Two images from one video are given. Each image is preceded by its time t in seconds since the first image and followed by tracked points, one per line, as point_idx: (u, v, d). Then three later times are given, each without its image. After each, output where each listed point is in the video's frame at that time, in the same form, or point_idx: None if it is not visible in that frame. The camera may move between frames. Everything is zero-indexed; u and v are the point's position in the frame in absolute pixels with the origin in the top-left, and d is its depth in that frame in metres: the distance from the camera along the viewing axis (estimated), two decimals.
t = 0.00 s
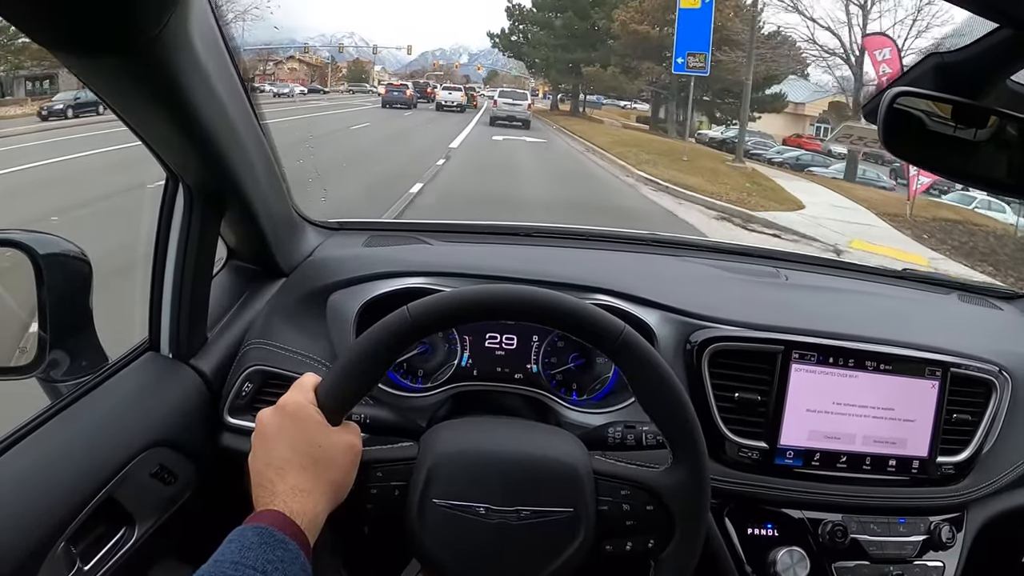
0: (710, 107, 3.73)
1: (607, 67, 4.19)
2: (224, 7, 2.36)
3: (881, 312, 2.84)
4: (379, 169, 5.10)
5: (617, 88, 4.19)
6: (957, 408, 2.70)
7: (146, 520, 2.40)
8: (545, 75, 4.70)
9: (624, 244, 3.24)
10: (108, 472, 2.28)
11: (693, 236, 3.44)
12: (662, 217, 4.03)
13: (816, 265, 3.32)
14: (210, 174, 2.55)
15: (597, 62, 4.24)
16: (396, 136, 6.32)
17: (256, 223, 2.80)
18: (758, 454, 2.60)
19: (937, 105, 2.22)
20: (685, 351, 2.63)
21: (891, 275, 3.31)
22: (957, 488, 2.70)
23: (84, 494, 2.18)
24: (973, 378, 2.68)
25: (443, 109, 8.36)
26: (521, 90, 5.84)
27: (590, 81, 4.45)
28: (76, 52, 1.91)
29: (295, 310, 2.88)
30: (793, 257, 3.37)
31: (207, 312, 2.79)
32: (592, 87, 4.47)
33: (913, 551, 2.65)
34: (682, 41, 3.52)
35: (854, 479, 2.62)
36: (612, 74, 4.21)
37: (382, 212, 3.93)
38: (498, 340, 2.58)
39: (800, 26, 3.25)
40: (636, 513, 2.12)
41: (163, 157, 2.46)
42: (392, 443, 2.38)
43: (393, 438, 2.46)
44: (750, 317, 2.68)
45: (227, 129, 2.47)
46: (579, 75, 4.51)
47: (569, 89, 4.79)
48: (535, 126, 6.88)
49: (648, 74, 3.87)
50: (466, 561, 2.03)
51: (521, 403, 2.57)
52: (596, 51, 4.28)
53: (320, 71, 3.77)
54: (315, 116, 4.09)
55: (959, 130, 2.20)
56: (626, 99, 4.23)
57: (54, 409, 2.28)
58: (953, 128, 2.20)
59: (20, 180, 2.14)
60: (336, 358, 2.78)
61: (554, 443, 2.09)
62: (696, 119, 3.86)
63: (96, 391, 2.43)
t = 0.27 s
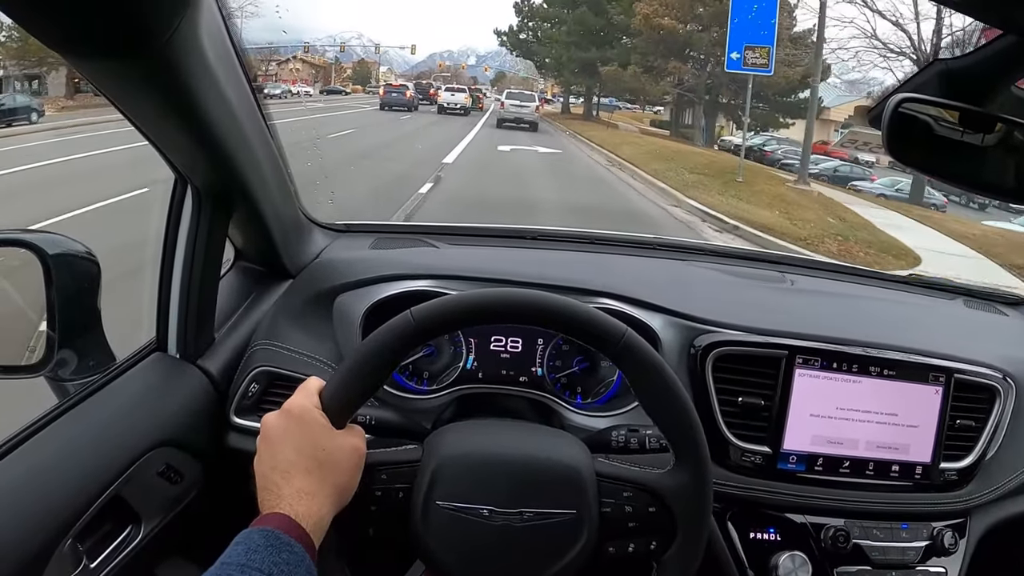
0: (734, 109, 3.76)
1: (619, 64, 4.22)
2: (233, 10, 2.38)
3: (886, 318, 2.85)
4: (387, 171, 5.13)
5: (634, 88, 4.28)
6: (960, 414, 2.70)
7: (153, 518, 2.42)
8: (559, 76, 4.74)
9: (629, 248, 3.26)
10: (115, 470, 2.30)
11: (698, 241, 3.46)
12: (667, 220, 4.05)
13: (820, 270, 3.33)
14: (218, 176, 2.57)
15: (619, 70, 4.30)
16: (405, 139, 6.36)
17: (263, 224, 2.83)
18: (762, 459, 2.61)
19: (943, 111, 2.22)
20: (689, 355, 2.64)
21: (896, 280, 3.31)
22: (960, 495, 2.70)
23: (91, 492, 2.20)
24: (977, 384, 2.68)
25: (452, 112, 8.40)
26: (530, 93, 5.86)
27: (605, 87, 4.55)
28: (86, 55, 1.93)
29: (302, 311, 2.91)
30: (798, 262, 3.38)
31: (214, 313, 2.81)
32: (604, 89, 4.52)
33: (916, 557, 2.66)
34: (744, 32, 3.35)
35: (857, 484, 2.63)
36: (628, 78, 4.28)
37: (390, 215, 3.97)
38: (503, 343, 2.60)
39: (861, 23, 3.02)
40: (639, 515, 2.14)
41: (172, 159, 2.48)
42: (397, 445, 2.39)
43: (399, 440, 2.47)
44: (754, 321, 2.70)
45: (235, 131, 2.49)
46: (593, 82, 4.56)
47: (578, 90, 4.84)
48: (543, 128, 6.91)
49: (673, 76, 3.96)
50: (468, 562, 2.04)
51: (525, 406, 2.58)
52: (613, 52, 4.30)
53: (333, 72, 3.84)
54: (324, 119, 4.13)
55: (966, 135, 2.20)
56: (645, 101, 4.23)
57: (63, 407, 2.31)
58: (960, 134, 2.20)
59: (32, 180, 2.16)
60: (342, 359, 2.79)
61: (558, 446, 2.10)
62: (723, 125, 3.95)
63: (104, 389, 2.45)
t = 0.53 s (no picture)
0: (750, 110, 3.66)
1: (612, 67, 4.22)
2: (236, 8, 2.38)
3: (892, 318, 2.83)
4: (393, 172, 5.13)
5: (654, 89, 3.97)
6: (967, 415, 2.69)
7: (157, 516, 2.41)
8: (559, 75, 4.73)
9: (635, 247, 3.26)
10: (120, 468, 2.30)
11: (703, 241, 3.45)
12: (672, 222, 4.03)
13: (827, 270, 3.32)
14: (222, 174, 2.57)
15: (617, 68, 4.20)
16: (410, 140, 6.36)
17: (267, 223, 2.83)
18: (767, 459, 2.60)
19: (949, 109, 2.21)
20: (694, 355, 2.63)
21: (903, 280, 3.30)
22: (967, 495, 2.69)
23: (95, 490, 2.20)
24: (984, 384, 2.67)
25: (457, 114, 8.40)
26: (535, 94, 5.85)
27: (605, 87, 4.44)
28: (90, 54, 1.93)
29: (306, 310, 2.91)
30: (804, 262, 3.36)
31: (219, 312, 2.82)
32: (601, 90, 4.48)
33: (921, 558, 2.66)
34: (842, 23, 2.85)
35: (862, 484, 2.62)
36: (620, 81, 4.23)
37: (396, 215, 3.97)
38: (508, 342, 2.59)
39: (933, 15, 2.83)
40: (643, 514, 2.12)
41: (176, 157, 2.48)
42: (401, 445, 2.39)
43: (403, 439, 2.47)
44: (759, 322, 2.69)
45: (239, 129, 2.49)
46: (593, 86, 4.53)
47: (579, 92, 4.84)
48: (547, 130, 6.90)
49: (697, 74, 3.72)
50: (472, 562, 2.03)
51: (530, 405, 2.57)
52: (629, 51, 4.03)
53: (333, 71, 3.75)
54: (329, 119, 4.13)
55: (974, 134, 2.18)
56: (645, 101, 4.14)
57: (67, 405, 2.31)
58: (968, 132, 2.19)
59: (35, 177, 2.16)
60: (346, 358, 2.79)
61: (562, 445, 2.09)
62: (743, 130, 3.68)
63: (108, 387, 2.45)
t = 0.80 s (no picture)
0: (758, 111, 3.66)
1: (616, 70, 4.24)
2: (245, 18, 2.40)
3: (895, 325, 2.85)
4: (398, 176, 5.15)
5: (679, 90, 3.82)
6: (971, 421, 2.70)
7: (165, 521, 2.43)
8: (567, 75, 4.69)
9: (639, 254, 3.28)
10: (129, 474, 2.32)
11: (708, 247, 3.47)
12: (677, 228, 4.05)
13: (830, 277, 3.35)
14: (230, 182, 2.59)
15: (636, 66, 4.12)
16: (414, 145, 6.38)
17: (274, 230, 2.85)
18: (771, 465, 2.61)
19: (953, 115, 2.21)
20: (700, 362, 2.65)
21: (907, 287, 3.32)
22: (971, 502, 2.70)
23: (104, 496, 2.21)
24: (987, 391, 2.68)
25: (461, 118, 8.43)
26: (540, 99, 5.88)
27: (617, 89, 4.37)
28: (103, 66, 1.95)
29: (313, 317, 2.93)
30: (808, 268, 3.38)
31: (227, 319, 2.84)
32: (610, 91, 4.45)
33: (925, 564, 2.67)
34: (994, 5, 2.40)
35: (866, 491, 2.63)
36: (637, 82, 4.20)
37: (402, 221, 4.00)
38: (513, 349, 2.61)
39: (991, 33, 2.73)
40: (650, 520, 2.13)
41: (185, 166, 2.50)
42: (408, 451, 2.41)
43: (411, 446, 2.50)
44: (764, 329, 2.71)
45: (247, 138, 2.51)
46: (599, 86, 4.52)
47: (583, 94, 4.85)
48: (552, 135, 6.93)
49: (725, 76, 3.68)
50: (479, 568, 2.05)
51: (536, 412, 2.59)
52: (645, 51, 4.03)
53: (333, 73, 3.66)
54: (335, 125, 4.16)
55: (979, 139, 2.18)
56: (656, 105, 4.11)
57: (77, 411, 2.33)
58: (973, 138, 2.18)
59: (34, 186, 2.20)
60: (354, 365, 2.81)
61: (569, 452, 2.11)
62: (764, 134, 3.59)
63: (116, 393, 2.47)
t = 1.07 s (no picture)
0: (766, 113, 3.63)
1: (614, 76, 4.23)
2: (255, 18, 2.41)
3: (899, 327, 2.86)
4: (402, 178, 5.16)
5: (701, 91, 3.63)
6: (974, 424, 2.71)
7: (170, 519, 2.44)
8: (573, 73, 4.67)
9: (644, 255, 3.29)
10: (134, 472, 2.32)
11: (712, 250, 3.48)
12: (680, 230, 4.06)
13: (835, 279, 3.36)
14: (238, 181, 2.60)
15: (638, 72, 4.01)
16: (418, 146, 6.39)
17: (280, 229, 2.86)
18: (776, 467, 2.62)
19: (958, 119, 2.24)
20: (705, 363, 2.66)
21: (911, 290, 3.32)
22: (974, 504, 2.71)
23: (110, 493, 2.22)
24: (991, 394, 2.69)
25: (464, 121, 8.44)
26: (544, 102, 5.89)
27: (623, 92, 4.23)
28: (115, 63, 1.96)
29: (319, 316, 2.94)
30: (812, 270, 3.38)
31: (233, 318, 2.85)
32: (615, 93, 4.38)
33: (928, 566, 2.68)
34: None
35: (871, 493, 2.64)
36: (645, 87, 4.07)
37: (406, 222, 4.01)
38: (519, 350, 2.61)
39: None
40: (654, 518, 2.15)
41: (194, 164, 2.51)
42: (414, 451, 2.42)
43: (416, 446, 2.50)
44: (769, 331, 2.71)
45: (256, 137, 2.52)
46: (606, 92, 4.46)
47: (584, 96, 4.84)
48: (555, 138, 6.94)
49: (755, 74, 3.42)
50: (485, 567, 2.06)
51: (541, 412, 2.60)
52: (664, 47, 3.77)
53: (333, 73, 3.56)
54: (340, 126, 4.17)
55: (982, 143, 2.22)
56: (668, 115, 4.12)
57: (84, 408, 2.34)
58: (976, 142, 2.22)
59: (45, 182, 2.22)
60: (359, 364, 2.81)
61: (575, 452, 2.11)
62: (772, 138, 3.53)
63: (123, 390, 2.48)
